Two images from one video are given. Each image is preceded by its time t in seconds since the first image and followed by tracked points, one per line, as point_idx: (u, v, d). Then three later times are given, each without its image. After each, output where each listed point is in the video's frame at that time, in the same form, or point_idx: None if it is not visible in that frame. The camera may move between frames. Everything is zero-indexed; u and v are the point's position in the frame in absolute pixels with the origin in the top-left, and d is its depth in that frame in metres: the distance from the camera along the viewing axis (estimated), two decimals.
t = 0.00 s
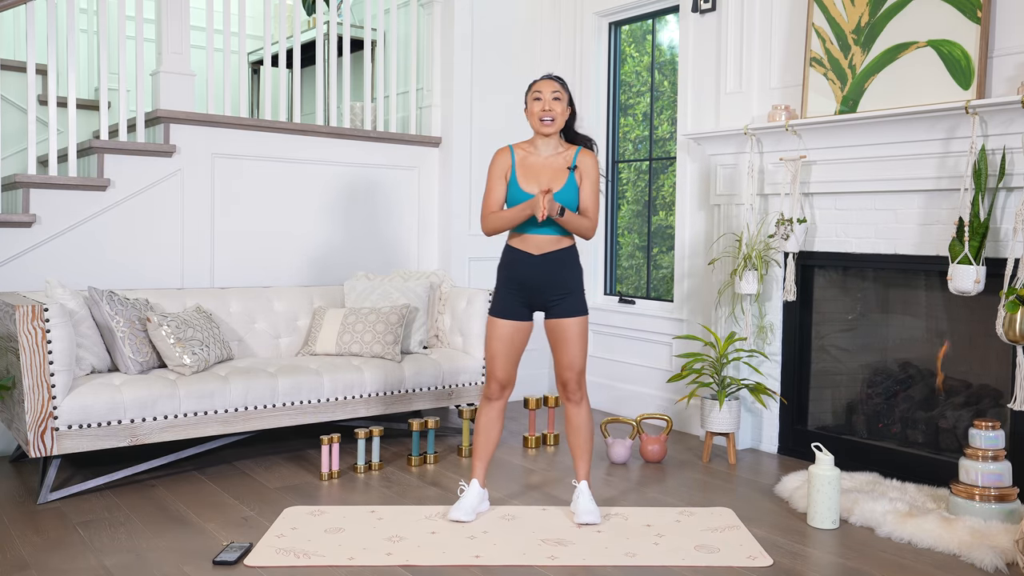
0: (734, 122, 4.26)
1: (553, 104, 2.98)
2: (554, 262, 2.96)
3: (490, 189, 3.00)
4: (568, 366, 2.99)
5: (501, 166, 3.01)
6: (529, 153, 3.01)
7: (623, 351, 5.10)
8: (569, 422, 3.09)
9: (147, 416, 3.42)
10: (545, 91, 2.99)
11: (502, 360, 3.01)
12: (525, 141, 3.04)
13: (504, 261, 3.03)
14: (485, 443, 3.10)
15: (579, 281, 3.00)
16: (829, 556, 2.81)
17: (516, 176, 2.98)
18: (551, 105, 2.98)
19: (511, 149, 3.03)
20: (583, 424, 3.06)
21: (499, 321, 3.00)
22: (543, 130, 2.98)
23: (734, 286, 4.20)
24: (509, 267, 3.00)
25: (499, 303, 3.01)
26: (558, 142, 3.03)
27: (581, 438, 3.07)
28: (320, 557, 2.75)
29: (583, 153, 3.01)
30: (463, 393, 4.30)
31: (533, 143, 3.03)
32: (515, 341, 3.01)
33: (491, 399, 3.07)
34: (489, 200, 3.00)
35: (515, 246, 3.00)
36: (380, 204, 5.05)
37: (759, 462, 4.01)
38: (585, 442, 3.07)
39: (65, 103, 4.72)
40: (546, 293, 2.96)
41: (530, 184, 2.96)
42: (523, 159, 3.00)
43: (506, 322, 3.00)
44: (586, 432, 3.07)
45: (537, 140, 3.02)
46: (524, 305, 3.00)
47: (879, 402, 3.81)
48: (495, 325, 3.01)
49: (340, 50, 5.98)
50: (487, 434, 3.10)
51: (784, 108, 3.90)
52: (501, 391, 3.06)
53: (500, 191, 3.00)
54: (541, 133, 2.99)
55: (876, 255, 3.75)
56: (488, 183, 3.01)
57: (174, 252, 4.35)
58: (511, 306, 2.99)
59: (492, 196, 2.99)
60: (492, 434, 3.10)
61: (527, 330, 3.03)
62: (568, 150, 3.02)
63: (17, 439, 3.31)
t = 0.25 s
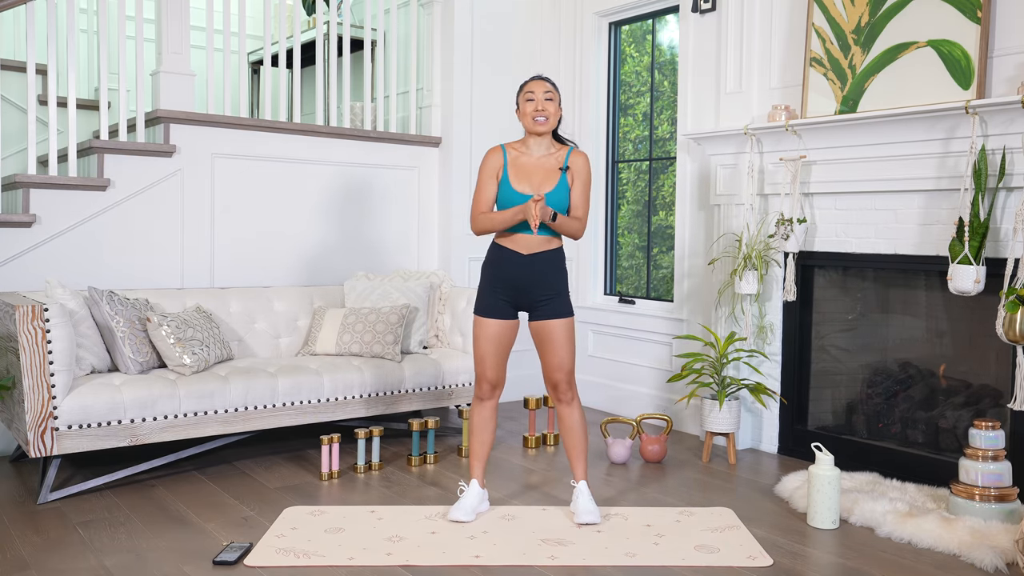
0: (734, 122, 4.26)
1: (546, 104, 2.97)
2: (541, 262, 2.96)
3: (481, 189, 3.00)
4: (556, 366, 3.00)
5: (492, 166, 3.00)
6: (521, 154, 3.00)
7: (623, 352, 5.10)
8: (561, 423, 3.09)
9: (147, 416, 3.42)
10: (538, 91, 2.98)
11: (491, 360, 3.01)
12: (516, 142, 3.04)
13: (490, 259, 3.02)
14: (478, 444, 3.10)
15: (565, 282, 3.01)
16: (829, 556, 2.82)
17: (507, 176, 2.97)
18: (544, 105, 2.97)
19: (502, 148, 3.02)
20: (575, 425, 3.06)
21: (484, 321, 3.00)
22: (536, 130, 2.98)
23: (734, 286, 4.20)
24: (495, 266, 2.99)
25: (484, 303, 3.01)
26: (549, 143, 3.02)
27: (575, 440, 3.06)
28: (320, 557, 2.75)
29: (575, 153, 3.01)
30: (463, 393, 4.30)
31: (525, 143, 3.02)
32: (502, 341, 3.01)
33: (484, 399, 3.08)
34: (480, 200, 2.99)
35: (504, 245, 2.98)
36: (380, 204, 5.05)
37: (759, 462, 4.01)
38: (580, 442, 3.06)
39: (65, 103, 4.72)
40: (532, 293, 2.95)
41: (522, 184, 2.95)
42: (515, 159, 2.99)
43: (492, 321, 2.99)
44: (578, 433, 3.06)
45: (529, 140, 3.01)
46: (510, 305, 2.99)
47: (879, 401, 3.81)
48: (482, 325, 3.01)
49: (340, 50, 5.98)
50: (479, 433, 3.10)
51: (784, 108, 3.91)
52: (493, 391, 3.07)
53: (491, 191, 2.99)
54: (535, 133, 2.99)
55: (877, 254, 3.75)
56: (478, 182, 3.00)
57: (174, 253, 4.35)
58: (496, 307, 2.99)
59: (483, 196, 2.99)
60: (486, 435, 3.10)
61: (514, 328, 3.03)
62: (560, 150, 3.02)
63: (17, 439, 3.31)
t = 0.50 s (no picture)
0: (734, 122, 4.26)
1: (542, 103, 2.96)
2: (544, 262, 2.96)
3: (481, 189, 3.00)
4: (559, 366, 3.00)
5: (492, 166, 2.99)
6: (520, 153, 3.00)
7: (623, 352, 5.10)
8: (563, 423, 3.09)
9: (147, 416, 3.42)
10: (534, 90, 2.96)
11: (494, 360, 3.01)
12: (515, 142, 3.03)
13: (492, 260, 3.03)
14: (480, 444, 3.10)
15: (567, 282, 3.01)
16: (829, 556, 2.81)
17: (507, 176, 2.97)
18: (541, 104, 2.96)
19: (501, 149, 3.02)
20: (577, 426, 3.06)
21: (487, 321, 3.00)
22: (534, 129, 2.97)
23: (734, 286, 4.20)
24: (497, 266, 2.99)
25: (487, 303, 3.01)
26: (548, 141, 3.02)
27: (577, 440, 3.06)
28: (320, 557, 2.75)
29: (575, 151, 3.01)
30: (463, 393, 4.30)
31: (524, 143, 3.02)
32: (504, 341, 3.01)
33: (486, 399, 3.08)
34: (480, 200, 2.99)
35: (506, 245, 2.99)
36: (380, 204, 5.05)
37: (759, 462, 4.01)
38: (581, 442, 3.06)
39: (65, 103, 4.72)
40: (534, 293, 2.95)
41: (522, 183, 2.96)
42: (515, 159, 2.99)
43: (494, 321, 3.00)
44: (580, 433, 3.07)
45: (528, 140, 3.01)
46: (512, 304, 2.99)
47: (879, 401, 3.81)
48: (485, 325, 3.01)
49: (340, 50, 5.98)
50: (481, 433, 3.10)
51: (784, 108, 3.91)
52: (495, 391, 3.06)
53: (491, 191, 2.99)
54: (533, 133, 2.98)
55: (876, 254, 3.75)
56: (478, 183, 3.00)
57: (174, 253, 4.35)
58: (499, 307, 2.99)
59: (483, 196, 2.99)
60: (488, 434, 3.10)
61: (517, 328, 3.03)
62: (559, 148, 3.02)
63: (17, 439, 3.31)
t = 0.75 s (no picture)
0: (734, 122, 4.26)
1: (542, 100, 2.95)
2: (547, 262, 2.96)
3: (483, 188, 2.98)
4: (562, 366, 3.00)
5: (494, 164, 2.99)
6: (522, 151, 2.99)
7: (623, 352, 5.10)
8: (565, 423, 3.09)
9: (147, 416, 3.42)
10: (532, 88, 2.96)
11: (497, 361, 3.00)
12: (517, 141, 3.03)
13: (496, 260, 3.03)
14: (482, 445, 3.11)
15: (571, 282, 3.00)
16: (829, 556, 2.81)
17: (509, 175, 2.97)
18: (540, 103, 2.95)
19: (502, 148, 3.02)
20: (580, 426, 3.06)
21: (491, 321, 3.00)
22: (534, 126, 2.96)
23: (734, 286, 4.20)
24: (501, 266, 3.00)
25: (491, 303, 3.01)
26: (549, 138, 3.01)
27: (579, 441, 3.07)
28: (320, 557, 2.75)
29: (577, 150, 3.01)
30: (463, 393, 4.30)
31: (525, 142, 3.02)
32: (508, 341, 3.01)
33: (488, 399, 3.07)
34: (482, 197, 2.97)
35: (511, 245, 2.99)
36: (380, 204, 5.05)
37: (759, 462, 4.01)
38: (583, 442, 3.06)
39: (65, 103, 4.72)
40: (537, 293, 2.95)
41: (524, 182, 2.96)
42: (516, 158, 2.99)
43: (498, 322, 3.00)
44: (582, 434, 3.07)
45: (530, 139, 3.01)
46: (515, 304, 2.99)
47: (879, 401, 3.81)
48: (489, 326, 3.01)
49: (340, 50, 5.98)
50: (483, 433, 3.10)
51: (784, 108, 3.91)
52: (498, 392, 3.06)
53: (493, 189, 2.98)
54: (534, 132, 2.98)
55: (876, 255, 3.75)
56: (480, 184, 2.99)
57: (174, 253, 4.35)
58: (502, 307, 2.99)
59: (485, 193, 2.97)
60: (490, 435, 3.11)
61: (521, 329, 3.03)
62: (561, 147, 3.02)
63: (17, 439, 3.31)
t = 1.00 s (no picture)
0: (734, 122, 4.26)
1: (542, 98, 2.95)
2: (548, 263, 2.96)
3: (483, 186, 2.98)
4: (563, 366, 3.00)
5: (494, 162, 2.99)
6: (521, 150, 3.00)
7: (623, 352, 5.10)
8: (566, 423, 3.09)
9: (147, 416, 3.42)
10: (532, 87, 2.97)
11: (498, 362, 3.00)
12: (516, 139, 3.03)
13: (497, 260, 3.03)
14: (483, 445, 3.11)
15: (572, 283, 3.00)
16: (829, 556, 2.81)
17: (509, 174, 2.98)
18: (540, 101, 2.95)
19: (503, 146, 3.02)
20: (580, 426, 3.07)
21: (491, 322, 3.00)
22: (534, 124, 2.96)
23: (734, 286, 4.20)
24: (502, 266, 3.00)
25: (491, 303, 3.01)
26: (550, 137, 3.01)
27: (580, 440, 3.07)
28: (320, 557, 2.75)
29: (577, 150, 3.00)
30: (463, 393, 4.30)
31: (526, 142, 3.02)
32: (508, 341, 3.01)
33: (489, 400, 3.08)
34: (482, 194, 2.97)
35: (512, 245, 2.98)
36: (380, 203, 5.06)
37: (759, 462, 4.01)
38: (584, 442, 3.07)
39: (65, 103, 4.72)
40: (538, 293, 2.95)
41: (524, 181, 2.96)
42: (517, 157, 2.99)
43: (498, 322, 3.00)
44: (583, 433, 3.07)
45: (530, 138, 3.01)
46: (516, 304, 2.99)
47: (879, 402, 3.81)
48: (489, 326, 3.01)
49: (340, 50, 5.98)
50: (484, 434, 3.11)
51: (784, 108, 3.91)
52: (498, 392, 3.06)
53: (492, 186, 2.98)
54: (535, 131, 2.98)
55: (876, 255, 3.75)
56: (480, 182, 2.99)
57: (174, 253, 4.35)
58: (502, 307, 2.99)
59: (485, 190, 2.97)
60: (491, 435, 3.11)
61: (521, 329, 3.03)
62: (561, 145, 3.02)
63: (17, 439, 3.31)
